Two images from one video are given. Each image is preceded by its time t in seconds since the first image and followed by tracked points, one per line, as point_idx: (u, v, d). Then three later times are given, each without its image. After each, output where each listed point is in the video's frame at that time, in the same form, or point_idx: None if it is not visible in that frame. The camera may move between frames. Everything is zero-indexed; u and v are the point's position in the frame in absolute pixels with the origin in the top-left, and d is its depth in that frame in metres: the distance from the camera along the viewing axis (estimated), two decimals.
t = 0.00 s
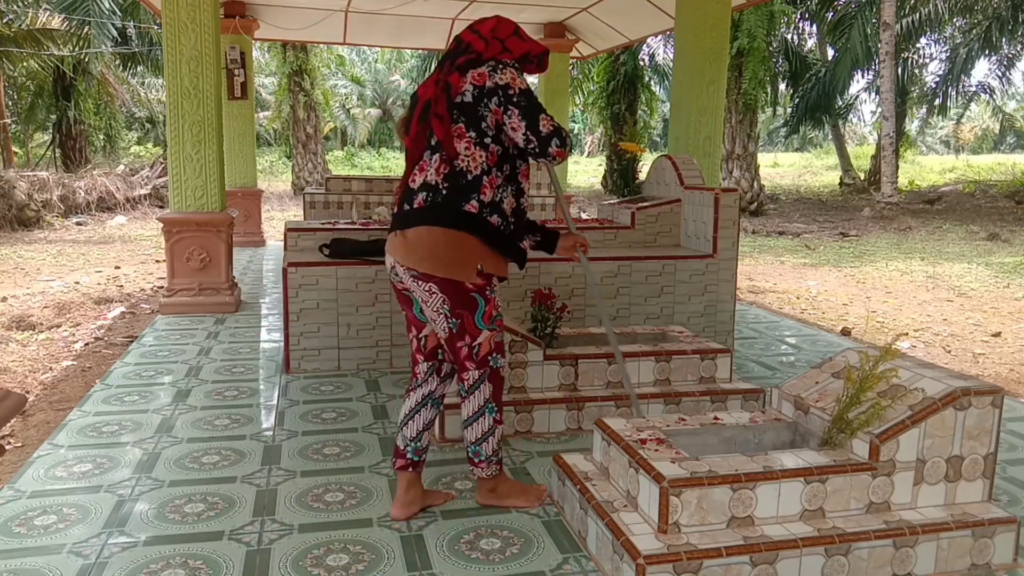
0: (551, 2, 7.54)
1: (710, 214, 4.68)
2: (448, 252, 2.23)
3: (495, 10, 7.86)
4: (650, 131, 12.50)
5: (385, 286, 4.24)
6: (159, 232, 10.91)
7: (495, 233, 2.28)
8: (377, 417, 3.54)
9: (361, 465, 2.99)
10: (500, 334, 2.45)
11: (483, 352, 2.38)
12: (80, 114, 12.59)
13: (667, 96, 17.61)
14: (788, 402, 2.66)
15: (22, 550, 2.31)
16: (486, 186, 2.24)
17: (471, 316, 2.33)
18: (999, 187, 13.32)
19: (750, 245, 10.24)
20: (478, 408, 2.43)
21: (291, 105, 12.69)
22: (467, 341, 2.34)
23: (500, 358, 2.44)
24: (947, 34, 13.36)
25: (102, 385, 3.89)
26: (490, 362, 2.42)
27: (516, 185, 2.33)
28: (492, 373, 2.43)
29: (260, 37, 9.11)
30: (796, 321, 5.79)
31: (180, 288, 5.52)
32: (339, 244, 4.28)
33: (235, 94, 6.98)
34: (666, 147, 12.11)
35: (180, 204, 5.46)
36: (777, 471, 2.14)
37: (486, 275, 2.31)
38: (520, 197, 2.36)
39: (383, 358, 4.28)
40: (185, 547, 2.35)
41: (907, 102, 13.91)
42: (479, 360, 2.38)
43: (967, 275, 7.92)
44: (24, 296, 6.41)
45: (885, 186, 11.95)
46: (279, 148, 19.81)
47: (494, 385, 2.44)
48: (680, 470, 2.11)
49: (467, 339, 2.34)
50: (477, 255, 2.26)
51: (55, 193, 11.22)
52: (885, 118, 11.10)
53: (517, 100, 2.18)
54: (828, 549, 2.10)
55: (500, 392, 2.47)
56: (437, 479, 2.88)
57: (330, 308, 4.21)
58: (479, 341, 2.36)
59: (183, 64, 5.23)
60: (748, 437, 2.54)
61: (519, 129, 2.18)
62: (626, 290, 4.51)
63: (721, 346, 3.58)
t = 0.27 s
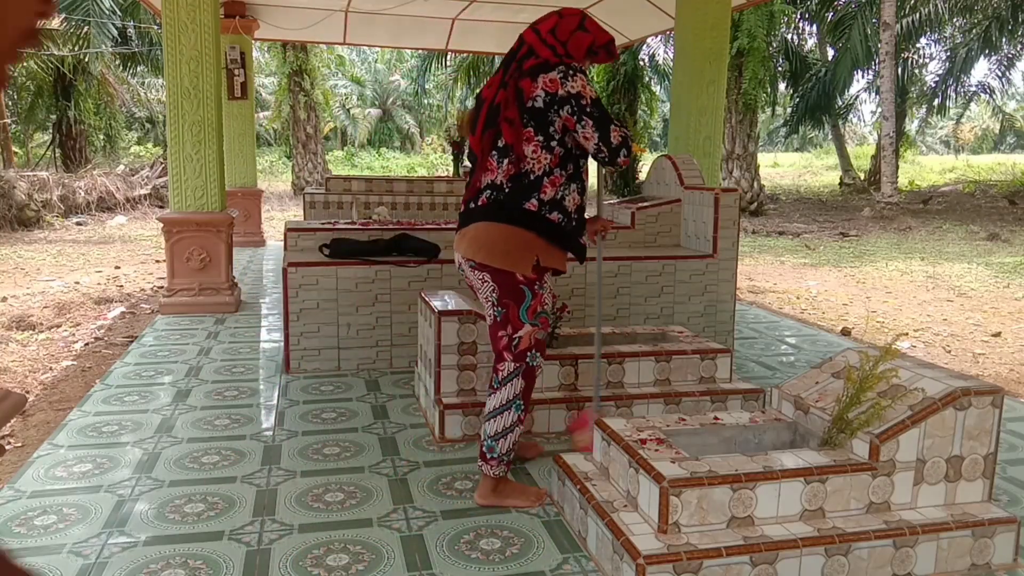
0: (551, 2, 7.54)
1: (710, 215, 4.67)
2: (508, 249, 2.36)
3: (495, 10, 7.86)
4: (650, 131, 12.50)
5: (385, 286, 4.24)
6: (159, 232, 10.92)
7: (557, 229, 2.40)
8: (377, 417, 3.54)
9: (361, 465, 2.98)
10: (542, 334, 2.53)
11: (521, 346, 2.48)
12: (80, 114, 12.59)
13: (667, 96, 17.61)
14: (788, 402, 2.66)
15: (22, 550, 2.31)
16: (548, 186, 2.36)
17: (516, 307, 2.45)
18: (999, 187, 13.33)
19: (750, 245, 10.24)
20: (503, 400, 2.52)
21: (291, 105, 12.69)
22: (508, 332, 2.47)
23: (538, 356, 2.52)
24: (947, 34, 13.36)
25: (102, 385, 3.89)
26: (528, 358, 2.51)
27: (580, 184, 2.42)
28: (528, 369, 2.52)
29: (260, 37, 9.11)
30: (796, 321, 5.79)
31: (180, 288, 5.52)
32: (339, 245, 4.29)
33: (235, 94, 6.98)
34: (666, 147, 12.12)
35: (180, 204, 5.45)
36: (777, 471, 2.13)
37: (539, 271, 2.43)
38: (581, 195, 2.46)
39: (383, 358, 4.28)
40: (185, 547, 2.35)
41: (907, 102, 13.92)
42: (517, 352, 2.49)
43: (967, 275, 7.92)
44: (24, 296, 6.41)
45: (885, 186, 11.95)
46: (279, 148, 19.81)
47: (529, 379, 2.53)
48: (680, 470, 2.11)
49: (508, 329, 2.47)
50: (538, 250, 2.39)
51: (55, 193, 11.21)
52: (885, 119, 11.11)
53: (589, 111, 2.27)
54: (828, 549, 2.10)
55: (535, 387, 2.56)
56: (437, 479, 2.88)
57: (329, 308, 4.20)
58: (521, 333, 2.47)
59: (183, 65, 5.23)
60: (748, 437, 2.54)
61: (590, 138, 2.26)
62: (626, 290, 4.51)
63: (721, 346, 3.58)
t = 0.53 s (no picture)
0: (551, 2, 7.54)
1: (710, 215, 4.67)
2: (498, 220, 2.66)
3: (495, 10, 7.86)
4: (650, 131, 12.50)
5: (385, 286, 4.24)
6: (159, 232, 10.92)
7: (542, 212, 2.61)
8: (377, 417, 3.54)
9: (361, 465, 2.98)
10: (512, 300, 2.75)
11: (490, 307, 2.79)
12: (80, 114, 12.60)
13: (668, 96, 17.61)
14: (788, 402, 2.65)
15: (22, 550, 2.32)
16: (540, 174, 2.59)
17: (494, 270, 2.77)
18: (999, 187, 13.33)
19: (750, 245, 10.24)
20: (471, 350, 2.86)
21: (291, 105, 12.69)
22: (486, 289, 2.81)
23: (501, 318, 2.77)
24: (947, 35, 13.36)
25: (101, 385, 3.89)
26: (494, 317, 2.78)
27: (575, 179, 2.60)
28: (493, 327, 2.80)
29: (261, 37, 9.11)
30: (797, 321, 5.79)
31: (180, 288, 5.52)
32: (339, 245, 4.27)
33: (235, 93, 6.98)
34: (666, 147, 12.12)
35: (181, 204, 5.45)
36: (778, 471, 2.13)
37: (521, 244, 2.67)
38: (578, 189, 2.62)
39: (383, 358, 4.29)
40: (185, 547, 2.35)
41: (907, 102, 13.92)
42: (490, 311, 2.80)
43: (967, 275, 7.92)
44: (24, 296, 6.41)
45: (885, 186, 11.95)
46: (279, 148, 19.81)
47: (494, 338, 2.82)
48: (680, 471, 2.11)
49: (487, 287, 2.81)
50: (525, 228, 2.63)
51: (55, 193, 11.21)
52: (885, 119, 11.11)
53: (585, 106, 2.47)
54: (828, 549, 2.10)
55: (500, 347, 2.83)
56: (437, 479, 2.88)
57: (330, 308, 4.20)
58: (491, 292, 2.79)
59: (183, 65, 5.23)
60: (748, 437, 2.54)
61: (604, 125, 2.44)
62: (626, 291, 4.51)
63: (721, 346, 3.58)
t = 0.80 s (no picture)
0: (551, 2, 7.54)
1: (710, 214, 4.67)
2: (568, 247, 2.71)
3: (495, 10, 7.86)
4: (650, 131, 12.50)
5: (385, 286, 4.23)
6: (159, 232, 10.92)
7: (603, 233, 2.65)
8: (377, 417, 3.54)
9: (361, 465, 2.98)
10: (627, 314, 2.70)
11: (609, 329, 2.70)
12: (80, 114, 12.59)
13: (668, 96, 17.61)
14: (788, 402, 2.65)
15: (22, 549, 2.31)
16: (595, 195, 2.63)
17: (592, 296, 2.73)
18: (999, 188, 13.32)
19: (750, 245, 10.23)
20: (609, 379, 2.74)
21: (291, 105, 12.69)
22: (596, 317, 2.73)
23: (629, 334, 2.69)
24: (947, 35, 13.36)
25: (102, 385, 3.89)
26: (619, 338, 2.69)
27: (632, 196, 2.63)
28: (622, 346, 2.71)
29: (261, 37, 9.11)
30: (797, 321, 5.79)
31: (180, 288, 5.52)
32: (339, 245, 4.27)
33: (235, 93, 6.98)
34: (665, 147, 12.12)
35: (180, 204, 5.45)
36: (777, 471, 2.13)
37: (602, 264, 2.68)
38: (635, 205, 2.66)
39: (383, 358, 4.28)
40: (184, 547, 2.35)
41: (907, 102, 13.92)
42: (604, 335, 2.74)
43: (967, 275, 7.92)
44: (24, 296, 6.41)
45: (885, 186, 11.94)
46: (279, 148, 19.81)
47: (628, 354, 2.72)
48: (680, 470, 2.11)
49: (596, 314, 2.74)
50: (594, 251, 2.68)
51: (55, 193, 11.21)
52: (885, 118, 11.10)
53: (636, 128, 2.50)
54: (828, 549, 2.10)
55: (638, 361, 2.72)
56: (437, 479, 2.88)
57: (329, 308, 4.20)
58: (604, 317, 2.71)
59: (183, 65, 5.23)
60: (748, 437, 2.54)
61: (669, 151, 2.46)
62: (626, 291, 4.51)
63: (721, 345, 3.58)
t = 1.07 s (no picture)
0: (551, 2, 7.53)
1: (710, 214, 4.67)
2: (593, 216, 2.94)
3: (495, 10, 7.86)
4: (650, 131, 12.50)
5: (385, 286, 4.23)
6: (159, 232, 10.91)
7: (618, 204, 2.80)
8: (377, 417, 3.54)
9: (361, 465, 2.98)
10: (626, 304, 2.86)
11: (608, 311, 2.92)
12: (80, 114, 12.59)
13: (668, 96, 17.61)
14: (788, 402, 2.65)
15: (21, 550, 2.31)
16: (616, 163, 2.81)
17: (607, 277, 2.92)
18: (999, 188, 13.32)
19: (750, 245, 10.23)
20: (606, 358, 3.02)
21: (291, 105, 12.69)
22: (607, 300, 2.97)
23: (620, 322, 2.88)
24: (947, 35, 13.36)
25: (102, 385, 3.89)
26: (613, 322, 2.92)
27: (645, 165, 2.73)
28: (617, 332, 2.92)
29: (261, 37, 9.11)
30: (796, 321, 5.78)
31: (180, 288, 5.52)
32: (339, 245, 4.27)
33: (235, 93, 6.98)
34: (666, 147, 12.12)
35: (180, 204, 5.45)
36: (777, 471, 2.13)
37: (616, 245, 2.84)
38: (649, 175, 2.74)
39: (383, 358, 4.28)
40: (185, 547, 2.35)
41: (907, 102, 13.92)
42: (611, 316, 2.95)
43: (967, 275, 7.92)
44: (24, 296, 6.41)
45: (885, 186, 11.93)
46: (279, 148, 19.82)
47: (621, 343, 2.92)
48: (681, 471, 2.11)
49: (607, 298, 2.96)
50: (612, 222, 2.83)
51: (55, 193, 11.21)
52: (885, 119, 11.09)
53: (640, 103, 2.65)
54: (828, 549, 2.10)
55: (629, 351, 2.91)
56: (437, 479, 2.88)
57: (330, 308, 4.20)
58: (608, 300, 2.92)
59: (183, 65, 5.24)
60: (748, 437, 2.54)
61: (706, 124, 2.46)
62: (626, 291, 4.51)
63: (720, 345, 3.58)
